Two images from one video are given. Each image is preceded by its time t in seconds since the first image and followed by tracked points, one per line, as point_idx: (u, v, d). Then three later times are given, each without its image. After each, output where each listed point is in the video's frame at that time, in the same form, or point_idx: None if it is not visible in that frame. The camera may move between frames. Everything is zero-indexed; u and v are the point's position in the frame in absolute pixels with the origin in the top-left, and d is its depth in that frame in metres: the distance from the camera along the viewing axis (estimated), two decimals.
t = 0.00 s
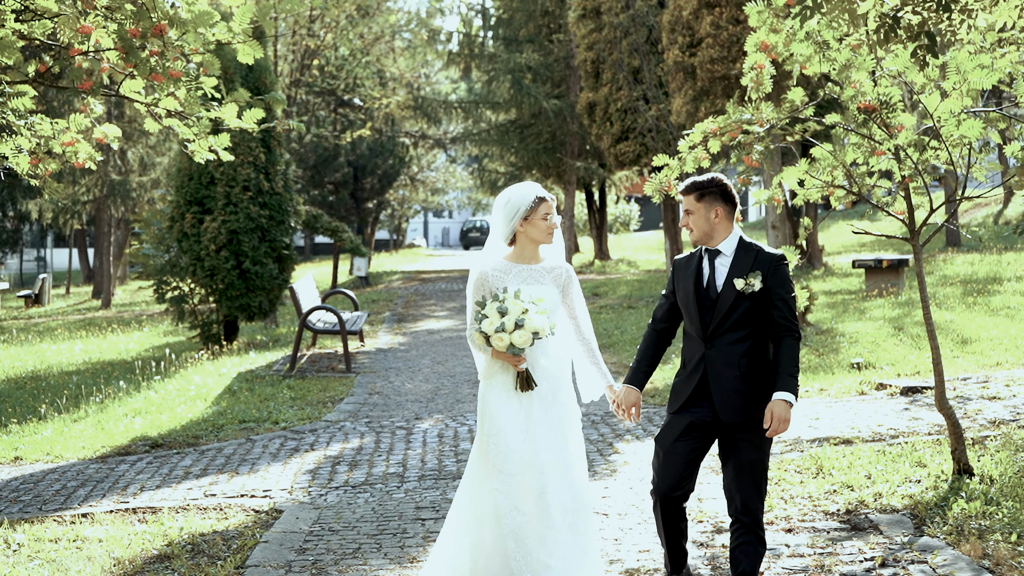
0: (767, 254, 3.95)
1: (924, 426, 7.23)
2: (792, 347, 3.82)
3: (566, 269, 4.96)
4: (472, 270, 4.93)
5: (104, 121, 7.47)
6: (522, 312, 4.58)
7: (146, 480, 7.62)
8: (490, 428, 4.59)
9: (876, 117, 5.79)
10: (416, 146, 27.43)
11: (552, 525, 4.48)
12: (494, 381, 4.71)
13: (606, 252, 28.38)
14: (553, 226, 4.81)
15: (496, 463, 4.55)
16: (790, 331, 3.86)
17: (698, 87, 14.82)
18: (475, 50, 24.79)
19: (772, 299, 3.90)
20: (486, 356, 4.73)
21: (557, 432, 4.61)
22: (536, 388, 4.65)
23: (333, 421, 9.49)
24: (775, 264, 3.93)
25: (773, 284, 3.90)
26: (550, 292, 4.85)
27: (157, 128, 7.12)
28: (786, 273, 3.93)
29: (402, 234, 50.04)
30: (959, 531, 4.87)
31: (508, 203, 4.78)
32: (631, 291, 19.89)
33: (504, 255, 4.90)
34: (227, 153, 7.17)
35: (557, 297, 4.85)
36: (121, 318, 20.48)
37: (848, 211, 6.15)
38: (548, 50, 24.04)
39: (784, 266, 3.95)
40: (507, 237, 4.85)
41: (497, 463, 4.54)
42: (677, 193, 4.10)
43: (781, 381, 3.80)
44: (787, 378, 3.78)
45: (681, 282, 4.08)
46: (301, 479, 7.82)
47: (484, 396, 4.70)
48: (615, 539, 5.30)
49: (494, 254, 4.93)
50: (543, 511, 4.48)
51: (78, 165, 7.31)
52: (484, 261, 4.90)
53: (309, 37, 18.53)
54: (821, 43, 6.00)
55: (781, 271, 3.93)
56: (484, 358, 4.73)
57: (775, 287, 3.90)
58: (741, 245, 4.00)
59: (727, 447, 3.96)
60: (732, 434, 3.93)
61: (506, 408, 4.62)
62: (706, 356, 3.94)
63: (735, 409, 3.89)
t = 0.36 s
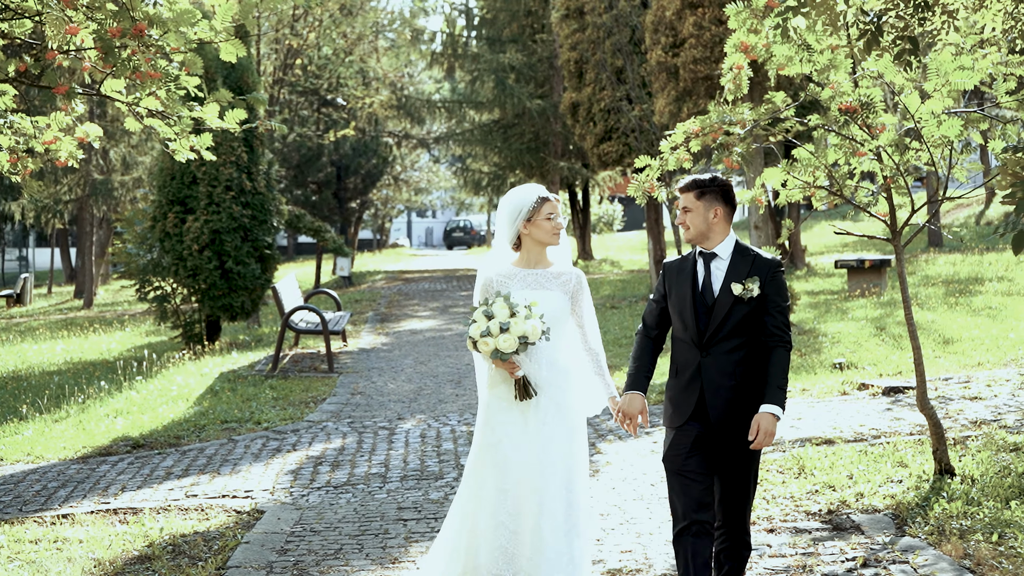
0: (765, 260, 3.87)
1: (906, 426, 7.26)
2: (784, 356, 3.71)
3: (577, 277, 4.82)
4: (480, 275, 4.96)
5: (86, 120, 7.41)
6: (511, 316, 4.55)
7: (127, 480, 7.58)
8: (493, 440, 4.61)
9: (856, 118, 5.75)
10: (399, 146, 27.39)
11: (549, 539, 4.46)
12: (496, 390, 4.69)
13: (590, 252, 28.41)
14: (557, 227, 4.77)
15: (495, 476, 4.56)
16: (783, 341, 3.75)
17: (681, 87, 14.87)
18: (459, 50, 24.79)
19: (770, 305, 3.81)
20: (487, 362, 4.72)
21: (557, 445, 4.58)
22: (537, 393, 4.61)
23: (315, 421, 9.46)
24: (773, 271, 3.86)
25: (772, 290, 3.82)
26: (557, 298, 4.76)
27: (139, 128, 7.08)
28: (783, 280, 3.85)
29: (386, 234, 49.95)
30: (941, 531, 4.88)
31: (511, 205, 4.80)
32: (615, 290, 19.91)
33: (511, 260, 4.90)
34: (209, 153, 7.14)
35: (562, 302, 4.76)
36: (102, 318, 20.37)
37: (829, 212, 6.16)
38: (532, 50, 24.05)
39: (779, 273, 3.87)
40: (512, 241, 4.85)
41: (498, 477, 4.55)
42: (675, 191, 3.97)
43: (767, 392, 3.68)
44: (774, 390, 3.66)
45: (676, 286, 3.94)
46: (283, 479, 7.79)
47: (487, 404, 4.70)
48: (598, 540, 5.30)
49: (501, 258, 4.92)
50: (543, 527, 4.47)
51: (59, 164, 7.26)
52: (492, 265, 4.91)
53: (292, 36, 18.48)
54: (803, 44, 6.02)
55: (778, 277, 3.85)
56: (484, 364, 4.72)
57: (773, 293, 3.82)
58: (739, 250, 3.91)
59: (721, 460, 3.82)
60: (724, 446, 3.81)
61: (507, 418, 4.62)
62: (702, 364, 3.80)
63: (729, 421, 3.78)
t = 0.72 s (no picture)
0: (750, 259, 3.85)
1: (884, 426, 7.31)
2: (787, 354, 3.74)
3: (577, 276, 4.78)
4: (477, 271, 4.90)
5: (60, 120, 7.36)
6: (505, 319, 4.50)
7: (103, 482, 7.52)
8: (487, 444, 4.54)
9: (836, 117, 5.85)
10: (376, 145, 27.33)
11: (545, 545, 4.39)
12: (490, 390, 4.62)
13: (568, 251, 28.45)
14: (556, 225, 4.71)
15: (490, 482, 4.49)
16: (781, 340, 3.77)
17: (659, 87, 14.91)
18: (436, 49, 24.76)
19: (761, 306, 3.79)
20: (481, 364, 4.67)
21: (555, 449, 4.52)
22: (533, 395, 4.56)
23: (293, 421, 9.43)
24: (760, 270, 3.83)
25: (762, 291, 3.79)
26: (553, 299, 4.70)
27: (114, 127, 7.01)
28: (768, 279, 3.84)
29: (363, 233, 49.82)
30: (919, 531, 4.92)
31: (510, 201, 4.72)
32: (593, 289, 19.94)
33: (509, 257, 4.83)
34: (185, 154, 7.07)
35: (558, 304, 4.70)
36: (77, 318, 20.21)
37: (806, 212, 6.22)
38: (510, 50, 24.02)
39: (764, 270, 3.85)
40: (511, 237, 4.79)
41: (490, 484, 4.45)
42: (654, 191, 3.90)
43: (782, 394, 3.75)
44: (787, 392, 3.74)
45: (659, 290, 3.84)
46: (260, 480, 7.75)
47: (482, 406, 4.63)
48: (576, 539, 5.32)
49: (499, 253, 4.87)
50: (539, 533, 4.40)
51: (33, 164, 7.20)
52: (489, 262, 4.84)
53: (268, 34, 18.39)
54: (780, 44, 6.06)
55: (763, 275, 3.83)
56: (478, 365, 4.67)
57: (763, 294, 3.79)
58: (723, 251, 3.87)
59: (714, 467, 3.76)
60: (720, 452, 3.72)
61: (503, 421, 4.55)
62: (695, 369, 3.73)
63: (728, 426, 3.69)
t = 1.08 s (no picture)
0: (749, 264, 3.72)
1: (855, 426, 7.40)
2: (785, 366, 3.58)
3: (552, 284, 4.68)
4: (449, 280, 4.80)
5: (27, 117, 7.26)
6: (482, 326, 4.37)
7: (72, 484, 7.45)
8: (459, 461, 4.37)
9: (810, 118, 5.88)
10: (346, 145, 27.23)
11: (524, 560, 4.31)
12: (464, 403, 4.47)
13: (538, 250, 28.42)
14: (531, 232, 4.61)
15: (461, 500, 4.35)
16: (779, 351, 3.61)
17: (630, 87, 14.96)
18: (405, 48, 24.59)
19: (758, 314, 3.66)
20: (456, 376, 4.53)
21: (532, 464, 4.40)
22: (509, 410, 4.42)
23: (263, 422, 9.37)
24: (759, 276, 3.70)
25: (759, 297, 3.67)
26: (530, 308, 4.59)
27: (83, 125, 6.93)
28: (769, 286, 3.72)
29: (332, 233, 49.62)
30: (892, 531, 4.99)
31: (486, 205, 4.64)
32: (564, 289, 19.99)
33: (482, 265, 4.73)
34: (155, 152, 7.00)
35: (536, 314, 4.60)
36: (43, 317, 19.98)
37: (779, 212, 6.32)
38: (480, 50, 23.99)
39: (764, 277, 3.72)
40: (485, 244, 4.69)
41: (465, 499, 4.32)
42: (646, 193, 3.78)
43: (775, 409, 3.58)
44: (781, 408, 3.56)
45: (652, 297, 3.77)
46: (231, 482, 7.71)
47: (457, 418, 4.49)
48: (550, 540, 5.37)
49: (469, 263, 4.74)
50: (519, 547, 4.31)
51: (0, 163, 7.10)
52: (463, 270, 4.75)
53: (237, 32, 18.25)
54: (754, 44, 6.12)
55: (763, 283, 3.70)
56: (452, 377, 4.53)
57: (760, 301, 3.67)
58: (720, 257, 3.74)
59: (706, 482, 3.65)
60: (711, 467, 3.63)
61: (476, 434, 4.40)
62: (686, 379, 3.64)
63: (719, 440, 3.58)
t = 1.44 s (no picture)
0: (757, 262, 3.68)
1: (822, 426, 7.52)
2: (785, 367, 3.45)
3: (516, 285, 4.68)
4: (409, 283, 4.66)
5: None
6: (458, 337, 4.26)
7: (35, 488, 7.36)
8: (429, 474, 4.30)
9: (780, 118, 5.93)
10: (310, 145, 27.10)
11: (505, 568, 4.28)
12: (429, 418, 4.40)
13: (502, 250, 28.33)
14: (495, 228, 4.60)
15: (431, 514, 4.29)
16: (783, 350, 3.50)
17: (597, 87, 15.01)
18: (370, 47, 24.86)
19: (761, 313, 3.59)
20: (424, 388, 4.44)
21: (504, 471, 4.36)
22: (484, 419, 4.37)
23: (230, 424, 9.32)
24: (765, 275, 3.65)
25: (764, 297, 3.60)
26: (498, 309, 4.58)
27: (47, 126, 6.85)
28: (778, 285, 3.65)
29: (296, 232, 49.35)
30: (862, 530, 5.09)
31: (445, 203, 4.60)
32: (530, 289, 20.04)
33: (442, 267, 4.66)
34: (120, 153, 6.93)
35: (504, 316, 4.58)
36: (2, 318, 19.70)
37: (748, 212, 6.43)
38: (445, 50, 23.97)
39: (774, 277, 3.67)
40: (447, 245, 4.64)
41: (439, 511, 4.27)
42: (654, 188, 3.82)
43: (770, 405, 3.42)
44: (777, 404, 3.40)
45: (657, 295, 3.77)
46: (198, 484, 7.66)
47: (421, 432, 4.41)
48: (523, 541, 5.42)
49: (428, 265, 4.65)
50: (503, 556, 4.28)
51: None
52: (424, 272, 4.63)
53: (201, 31, 18.09)
54: (722, 45, 6.30)
55: (771, 282, 3.64)
56: (422, 389, 4.44)
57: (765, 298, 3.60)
58: (728, 256, 3.72)
59: (708, 484, 3.61)
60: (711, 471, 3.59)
61: (447, 445, 4.33)
62: (685, 378, 3.60)
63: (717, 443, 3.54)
